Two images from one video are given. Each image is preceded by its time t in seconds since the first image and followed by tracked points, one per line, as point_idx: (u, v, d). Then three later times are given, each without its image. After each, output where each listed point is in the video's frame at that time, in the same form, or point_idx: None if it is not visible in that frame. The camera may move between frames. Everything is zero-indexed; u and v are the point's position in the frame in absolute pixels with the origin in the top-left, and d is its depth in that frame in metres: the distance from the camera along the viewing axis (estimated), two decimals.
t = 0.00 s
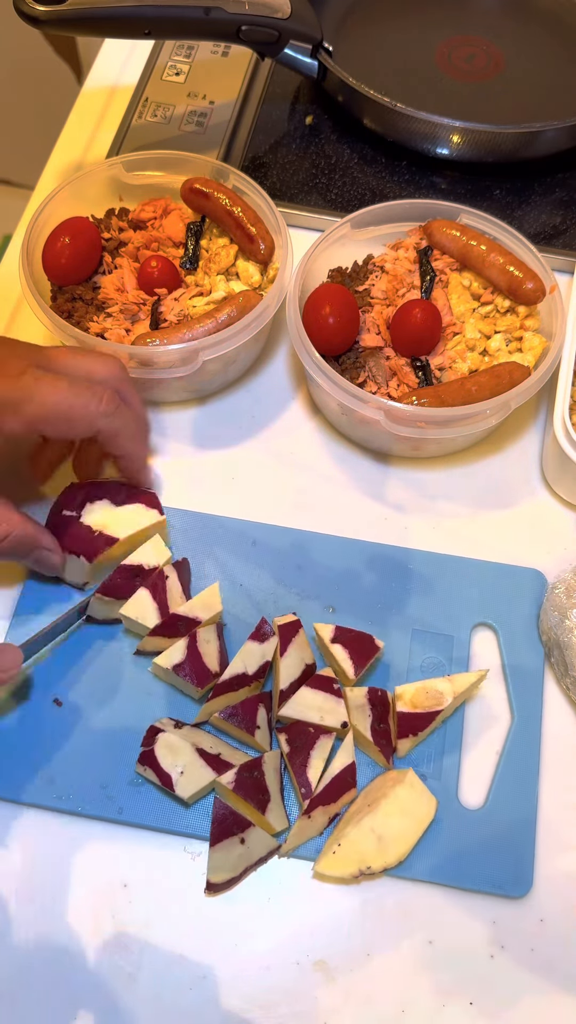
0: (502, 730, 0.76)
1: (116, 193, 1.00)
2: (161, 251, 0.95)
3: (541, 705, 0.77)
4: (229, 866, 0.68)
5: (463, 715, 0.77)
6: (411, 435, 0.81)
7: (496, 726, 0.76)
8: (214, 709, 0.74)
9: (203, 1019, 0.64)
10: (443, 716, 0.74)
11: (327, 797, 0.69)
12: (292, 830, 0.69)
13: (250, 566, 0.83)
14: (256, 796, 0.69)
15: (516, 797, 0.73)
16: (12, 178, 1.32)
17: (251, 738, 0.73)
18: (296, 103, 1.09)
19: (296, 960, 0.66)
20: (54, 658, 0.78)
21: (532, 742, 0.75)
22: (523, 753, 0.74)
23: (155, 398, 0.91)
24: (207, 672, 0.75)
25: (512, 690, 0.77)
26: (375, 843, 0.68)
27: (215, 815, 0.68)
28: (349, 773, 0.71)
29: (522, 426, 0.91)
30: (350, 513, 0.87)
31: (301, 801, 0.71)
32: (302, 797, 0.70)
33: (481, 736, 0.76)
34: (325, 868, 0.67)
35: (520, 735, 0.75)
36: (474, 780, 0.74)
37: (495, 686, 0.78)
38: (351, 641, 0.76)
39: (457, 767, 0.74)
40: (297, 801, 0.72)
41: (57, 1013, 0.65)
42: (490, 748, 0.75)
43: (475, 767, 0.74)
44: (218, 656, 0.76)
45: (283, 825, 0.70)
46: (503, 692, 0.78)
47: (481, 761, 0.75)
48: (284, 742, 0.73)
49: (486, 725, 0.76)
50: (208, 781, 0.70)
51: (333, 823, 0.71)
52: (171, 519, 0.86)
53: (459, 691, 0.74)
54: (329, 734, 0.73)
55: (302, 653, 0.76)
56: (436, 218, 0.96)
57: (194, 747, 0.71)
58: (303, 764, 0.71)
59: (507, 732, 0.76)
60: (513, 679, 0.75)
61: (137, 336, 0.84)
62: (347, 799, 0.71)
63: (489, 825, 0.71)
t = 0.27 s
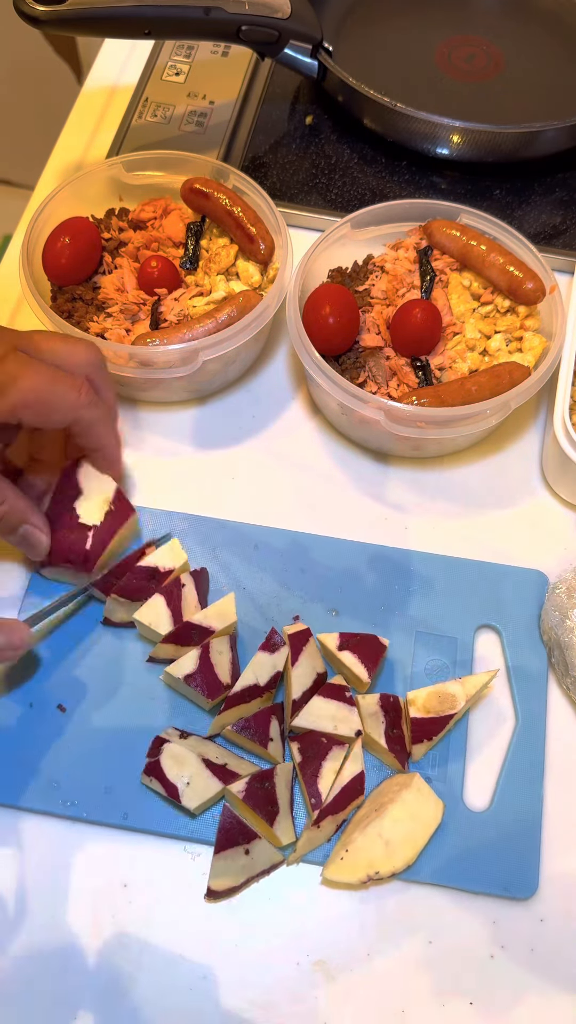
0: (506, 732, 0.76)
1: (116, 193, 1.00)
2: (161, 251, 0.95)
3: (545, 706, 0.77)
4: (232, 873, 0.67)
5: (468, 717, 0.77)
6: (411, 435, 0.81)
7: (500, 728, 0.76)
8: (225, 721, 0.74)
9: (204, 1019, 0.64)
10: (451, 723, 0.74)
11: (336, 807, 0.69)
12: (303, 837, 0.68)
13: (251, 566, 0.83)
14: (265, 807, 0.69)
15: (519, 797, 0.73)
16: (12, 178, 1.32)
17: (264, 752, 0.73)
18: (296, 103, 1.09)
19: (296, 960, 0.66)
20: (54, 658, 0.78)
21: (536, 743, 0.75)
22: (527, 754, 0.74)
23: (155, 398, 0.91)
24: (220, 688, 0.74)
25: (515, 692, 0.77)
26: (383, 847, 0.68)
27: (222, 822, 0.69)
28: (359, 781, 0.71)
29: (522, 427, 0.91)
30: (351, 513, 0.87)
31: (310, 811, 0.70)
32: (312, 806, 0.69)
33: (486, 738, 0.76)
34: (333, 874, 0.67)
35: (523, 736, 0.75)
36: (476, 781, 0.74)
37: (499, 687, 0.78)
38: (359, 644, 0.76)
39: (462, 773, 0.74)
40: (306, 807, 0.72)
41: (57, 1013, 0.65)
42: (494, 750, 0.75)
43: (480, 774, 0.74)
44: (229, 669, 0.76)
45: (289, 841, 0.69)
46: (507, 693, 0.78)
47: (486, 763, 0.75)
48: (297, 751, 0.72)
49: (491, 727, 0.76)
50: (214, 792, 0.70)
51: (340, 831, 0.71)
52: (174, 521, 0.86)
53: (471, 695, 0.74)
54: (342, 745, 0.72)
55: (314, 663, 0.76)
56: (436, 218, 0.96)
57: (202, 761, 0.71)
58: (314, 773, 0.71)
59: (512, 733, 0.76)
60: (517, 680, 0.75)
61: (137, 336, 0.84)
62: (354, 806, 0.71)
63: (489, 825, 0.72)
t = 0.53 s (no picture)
0: (510, 732, 0.76)
1: (116, 193, 1.00)
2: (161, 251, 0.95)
3: (548, 706, 0.77)
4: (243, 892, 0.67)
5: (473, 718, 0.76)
6: (411, 435, 0.81)
7: (504, 728, 0.76)
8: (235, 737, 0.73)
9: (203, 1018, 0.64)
10: (460, 725, 0.74)
11: (350, 816, 0.68)
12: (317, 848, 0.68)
13: (251, 566, 0.83)
14: (279, 823, 0.69)
15: (522, 798, 0.73)
16: (12, 178, 1.32)
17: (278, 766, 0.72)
18: (296, 103, 1.09)
19: (296, 959, 0.66)
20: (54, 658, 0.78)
21: (540, 743, 0.75)
22: (532, 754, 0.74)
23: (155, 398, 0.91)
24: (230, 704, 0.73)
25: (519, 692, 0.77)
26: (398, 855, 0.68)
27: (232, 845, 0.67)
28: (371, 788, 0.70)
29: (522, 427, 0.91)
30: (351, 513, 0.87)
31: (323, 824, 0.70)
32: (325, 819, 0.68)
33: (490, 739, 0.76)
34: (349, 882, 0.67)
35: (527, 737, 0.75)
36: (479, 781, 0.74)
37: (503, 688, 0.78)
38: (364, 649, 0.76)
39: (469, 777, 0.74)
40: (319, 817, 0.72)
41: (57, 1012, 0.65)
42: (499, 751, 0.75)
43: (486, 776, 0.74)
44: (237, 685, 0.75)
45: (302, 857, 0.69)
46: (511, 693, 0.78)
47: (491, 765, 0.75)
48: (308, 764, 0.72)
49: (495, 728, 0.76)
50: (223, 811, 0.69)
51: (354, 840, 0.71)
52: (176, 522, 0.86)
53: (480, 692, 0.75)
54: (352, 755, 0.72)
55: (322, 674, 0.76)
56: (436, 218, 0.96)
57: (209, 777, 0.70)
58: (326, 785, 0.70)
59: (516, 733, 0.76)
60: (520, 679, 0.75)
61: (137, 336, 0.84)
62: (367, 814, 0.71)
63: (489, 825, 0.72)
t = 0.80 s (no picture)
0: (511, 732, 0.76)
1: (116, 193, 1.00)
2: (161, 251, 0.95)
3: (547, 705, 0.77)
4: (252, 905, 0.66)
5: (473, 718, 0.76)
6: (411, 435, 0.81)
7: (504, 728, 0.76)
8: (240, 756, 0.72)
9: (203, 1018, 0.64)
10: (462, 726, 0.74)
11: (360, 826, 0.68)
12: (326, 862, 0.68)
13: (251, 566, 0.83)
14: (288, 838, 0.68)
15: (522, 797, 0.72)
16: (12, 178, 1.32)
17: (285, 782, 0.72)
18: (296, 103, 1.09)
19: (296, 960, 0.66)
20: (53, 659, 0.78)
21: (540, 742, 0.75)
22: (532, 754, 0.74)
23: (154, 398, 0.91)
24: (232, 724, 0.73)
25: (519, 692, 0.77)
26: (410, 862, 0.68)
27: (241, 860, 0.67)
28: (378, 797, 0.70)
29: (522, 427, 0.91)
30: (351, 513, 0.87)
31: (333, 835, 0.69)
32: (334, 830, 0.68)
33: (490, 739, 0.76)
34: (364, 892, 0.67)
35: (527, 736, 0.75)
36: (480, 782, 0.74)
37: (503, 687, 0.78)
38: (364, 655, 0.76)
39: (470, 777, 0.74)
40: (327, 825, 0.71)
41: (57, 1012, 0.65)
42: (499, 751, 0.75)
43: (488, 778, 0.74)
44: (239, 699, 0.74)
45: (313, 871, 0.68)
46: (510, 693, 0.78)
47: (492, 765, 0.74)
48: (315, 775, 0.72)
49: (495, 728, 0.76)
50: (227, 830, 0.68)
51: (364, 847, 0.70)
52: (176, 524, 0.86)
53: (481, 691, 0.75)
54: (359, 764, 0.72)
55: (323, 683, 0.75)
56: (436, 218, 0.96)
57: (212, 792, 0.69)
58: (334, 795, 0.70)
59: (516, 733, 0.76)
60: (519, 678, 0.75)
61: (137, 336, 0.84)
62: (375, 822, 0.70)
63: (490, 826, 0.71)
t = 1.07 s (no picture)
0: (512, 732, 0.76)
1: (116, 193, 1.00)
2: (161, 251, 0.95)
3: (548, 706, 0.77)
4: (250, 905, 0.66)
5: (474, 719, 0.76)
6: (411, 435, 0.81)
7: (505, 729, 0.76)
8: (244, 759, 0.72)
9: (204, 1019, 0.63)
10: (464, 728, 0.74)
11: (366, 830, 0.68)
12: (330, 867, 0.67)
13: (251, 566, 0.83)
14: (291, 842, 0.68)
15: (523, 798, 0.72)
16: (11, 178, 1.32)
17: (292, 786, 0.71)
18: (295, 103, 1.09)
19: (296, 960, 0.65)
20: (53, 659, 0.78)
21: (541, 742, 0.75)
22: (533, 755, 0.74)
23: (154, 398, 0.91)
24: (242, 734, 0.72)
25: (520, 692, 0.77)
26: (419, 869, 0.67)
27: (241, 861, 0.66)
28: (385, 805, 0.70)
29: (522, 427, 0.91)
30: (351, 514, 0.86)
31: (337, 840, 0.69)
32: (340, 835, 0.68)
33: (491, 740, 0.76)
34: (374, 904, 0.66)
35: (528, 737, 0.75)
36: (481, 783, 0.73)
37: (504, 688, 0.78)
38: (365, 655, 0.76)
39: (471, 778, 0.73)
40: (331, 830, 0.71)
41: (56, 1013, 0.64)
42: (500, 751, 0.75)
43: (490, 779, 0.74)
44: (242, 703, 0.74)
45: (315, 878, 0.68)
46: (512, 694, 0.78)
47: (493, 765, 0.74)
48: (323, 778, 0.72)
49: (496, 728, 0.76)
50: (227, 831, 0.68)
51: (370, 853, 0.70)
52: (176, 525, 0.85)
53: (485, 690, 0.75)
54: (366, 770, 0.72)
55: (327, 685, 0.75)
56: (436, 217, 0.96)
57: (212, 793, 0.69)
58: (342, 800, 0.70)
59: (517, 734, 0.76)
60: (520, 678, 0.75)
61: (137, 336, 0.84)
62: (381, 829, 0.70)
63: (490, 827, 0.71)
